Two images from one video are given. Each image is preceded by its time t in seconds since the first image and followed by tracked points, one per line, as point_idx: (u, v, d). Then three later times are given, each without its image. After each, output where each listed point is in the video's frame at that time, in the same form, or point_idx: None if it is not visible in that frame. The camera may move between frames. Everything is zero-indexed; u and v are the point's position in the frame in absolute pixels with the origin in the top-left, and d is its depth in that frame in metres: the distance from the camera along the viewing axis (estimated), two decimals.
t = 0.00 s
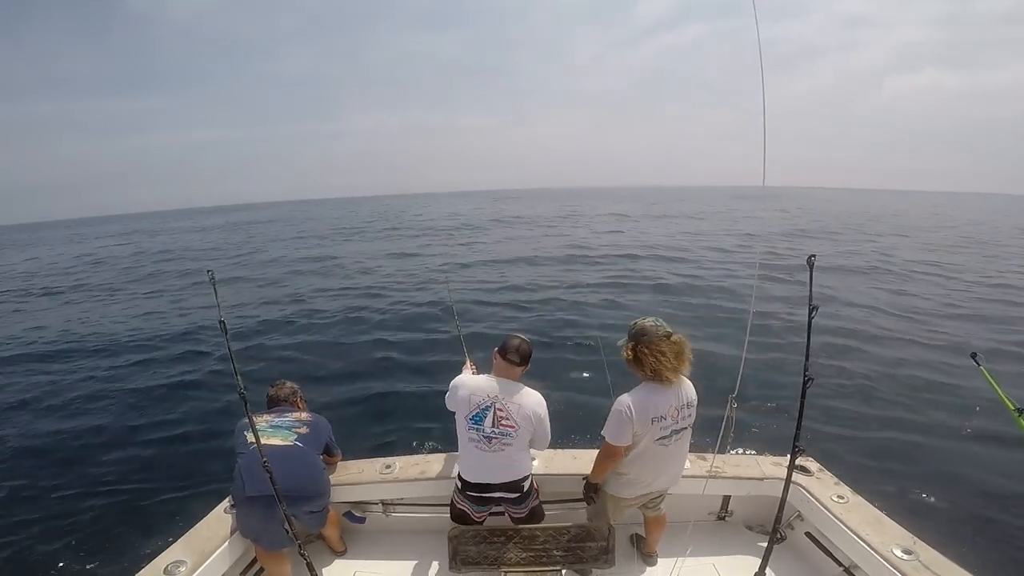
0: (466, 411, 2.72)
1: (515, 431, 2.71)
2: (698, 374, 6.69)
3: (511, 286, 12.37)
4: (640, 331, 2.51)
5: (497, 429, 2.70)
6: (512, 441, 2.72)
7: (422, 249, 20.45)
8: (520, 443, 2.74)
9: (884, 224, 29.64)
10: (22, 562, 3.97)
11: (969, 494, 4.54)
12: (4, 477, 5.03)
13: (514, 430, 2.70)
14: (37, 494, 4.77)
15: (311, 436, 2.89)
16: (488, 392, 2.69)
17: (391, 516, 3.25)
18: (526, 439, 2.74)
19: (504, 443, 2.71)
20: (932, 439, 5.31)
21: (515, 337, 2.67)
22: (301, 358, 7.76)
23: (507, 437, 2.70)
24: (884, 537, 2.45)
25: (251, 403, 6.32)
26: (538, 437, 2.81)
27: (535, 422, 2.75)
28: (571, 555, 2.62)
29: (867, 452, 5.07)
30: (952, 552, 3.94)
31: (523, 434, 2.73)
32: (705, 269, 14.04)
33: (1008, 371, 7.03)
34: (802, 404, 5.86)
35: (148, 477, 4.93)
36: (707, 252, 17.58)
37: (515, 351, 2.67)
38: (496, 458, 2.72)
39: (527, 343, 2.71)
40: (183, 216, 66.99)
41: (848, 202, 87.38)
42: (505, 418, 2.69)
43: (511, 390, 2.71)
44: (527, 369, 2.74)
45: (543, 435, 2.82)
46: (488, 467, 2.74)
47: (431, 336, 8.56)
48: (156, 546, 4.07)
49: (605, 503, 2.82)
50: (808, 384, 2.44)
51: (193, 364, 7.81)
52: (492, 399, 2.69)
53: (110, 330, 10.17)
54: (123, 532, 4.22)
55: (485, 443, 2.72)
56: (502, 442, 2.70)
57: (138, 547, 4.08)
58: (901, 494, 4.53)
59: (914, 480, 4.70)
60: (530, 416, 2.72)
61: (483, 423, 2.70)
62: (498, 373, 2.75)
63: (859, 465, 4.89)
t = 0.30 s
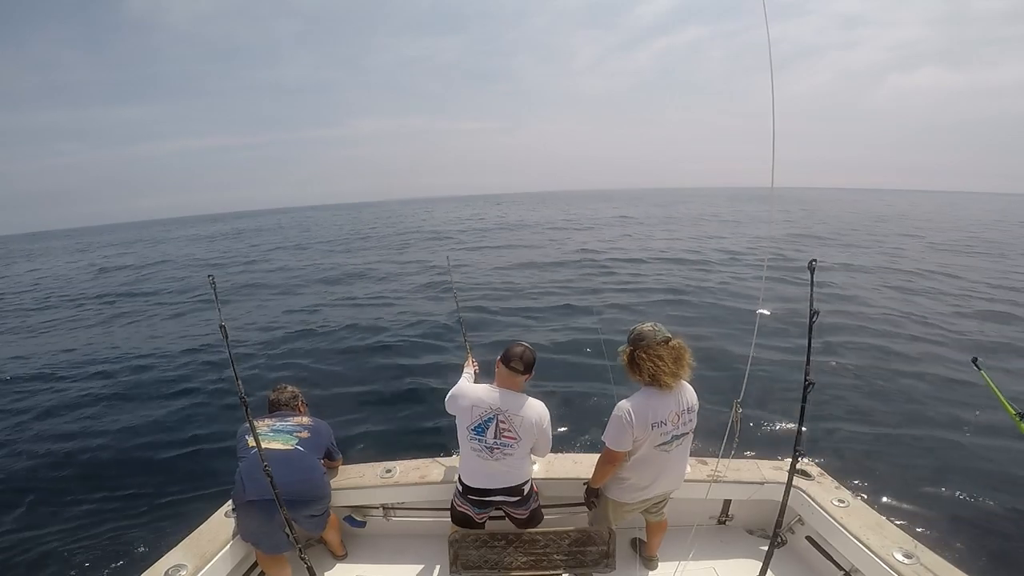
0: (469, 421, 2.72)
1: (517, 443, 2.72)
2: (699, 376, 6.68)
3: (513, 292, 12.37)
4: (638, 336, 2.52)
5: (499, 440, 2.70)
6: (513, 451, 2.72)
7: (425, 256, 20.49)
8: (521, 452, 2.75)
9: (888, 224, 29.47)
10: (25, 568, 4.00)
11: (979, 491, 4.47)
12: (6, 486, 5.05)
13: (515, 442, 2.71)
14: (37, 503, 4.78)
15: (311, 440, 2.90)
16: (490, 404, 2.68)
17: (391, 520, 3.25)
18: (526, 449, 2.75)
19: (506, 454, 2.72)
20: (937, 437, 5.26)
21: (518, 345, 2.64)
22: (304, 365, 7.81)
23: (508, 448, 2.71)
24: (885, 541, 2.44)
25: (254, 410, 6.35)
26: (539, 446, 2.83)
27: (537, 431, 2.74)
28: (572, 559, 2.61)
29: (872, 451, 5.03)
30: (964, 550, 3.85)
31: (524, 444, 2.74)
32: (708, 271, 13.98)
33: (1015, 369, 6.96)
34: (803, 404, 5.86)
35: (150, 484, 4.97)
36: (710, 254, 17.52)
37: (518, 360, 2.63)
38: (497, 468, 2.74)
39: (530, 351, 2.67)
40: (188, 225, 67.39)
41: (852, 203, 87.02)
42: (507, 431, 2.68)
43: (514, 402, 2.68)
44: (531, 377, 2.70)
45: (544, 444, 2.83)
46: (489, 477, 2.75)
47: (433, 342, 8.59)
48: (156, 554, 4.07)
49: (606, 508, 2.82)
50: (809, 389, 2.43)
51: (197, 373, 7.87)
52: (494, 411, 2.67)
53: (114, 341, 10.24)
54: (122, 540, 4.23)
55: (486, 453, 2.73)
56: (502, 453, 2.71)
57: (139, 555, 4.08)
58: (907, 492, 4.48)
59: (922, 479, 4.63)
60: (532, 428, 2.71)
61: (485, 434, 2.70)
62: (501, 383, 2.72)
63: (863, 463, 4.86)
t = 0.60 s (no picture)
0: (467, 428, 2.72)
1: (516, 449, 2.72)
2: (699, 379, 6.67)
3: (515, 294, 12.38)
4: (638, 342, 2.52)
5: (497, 447, 2.70)
6: (512, 456, 2.72)
7: (426, 259, 20.53)
8: (519, 458, 2.75)
9: (889, 224, 29.46)
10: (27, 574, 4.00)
11: (982, 496, 4.46)
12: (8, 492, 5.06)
13: (514, 448, 2.70)
14: (39, 507, 4.79)
15: (312, 446, 2.91)
16: (488, 411, 2.67)
17: (392, 525, 3.28)
18: (525, 455, 2.75)
19: (504, 460, 2.72)
20: (938, 441, 5.24)
21: (511, 351, 2.65)
22: (304, 370, 7.83)
23: (507, 454, 2.71)
24: (886, 546, 2.45)
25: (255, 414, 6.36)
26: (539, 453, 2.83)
27: (536, 437, 2.74)
28: (572, 564, 2.61)
29: (875, 456, 5.01)
30: (967, 556, 3.85)
31: (523, 449, 2.74)
32: (710, 273, 13.98)
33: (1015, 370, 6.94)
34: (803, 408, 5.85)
35: (151, 489, 4.98)
36: (712, 256, 17.52)
37: (514, 365, 2.63)
38: (497, 474, 2.74)
39: (523, 355, 2.68)
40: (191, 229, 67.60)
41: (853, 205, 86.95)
42: (506, 437, 2.69)
43: (512, 408, 2.68)
44: (526, 381, 2.70)
45: (544, 449, 2.83)
46: (489, 483, 2.75)
47: (433, 346, 8.60)
48: (157, 558, 4.07)
49: (606, 513, 2.82)
50: (810, 394, 2.44)
51: (197, 378, 7.87)
52: (493, 418, 2.67)
53: (118, 345, 10.27)
54: (124, 544, 4.23)
55: (485, 460, 2.73)
56: (501, 459, 2.71)
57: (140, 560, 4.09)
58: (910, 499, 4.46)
59: (925, 484, 4.62)
60: (531, 433, 2.71)
61: (484, 441, 2.70)
62: (497, 389, 2.73)
63: (863, 468, 4.85)
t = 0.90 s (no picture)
0: (463, 423, 2.75)
1: (512, 441, 2.72)
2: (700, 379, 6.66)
3: (518, 294, 12.36)
4: (640, 347, 2.52)
5: (494, 439, 2.71)
6: (509, 450, 2.72)
7: (426, 258, 20.50)
8: (516, 453, 2.75)
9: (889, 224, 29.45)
10: None
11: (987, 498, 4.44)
12: (10, 495, 5.07)
13: (510, 440, 2.71)
14: (41, 511, 4.80)
15: (313, 449, 2.91)
16: (481, 402, 2.74)
17: (394, 529, 3.26)
18: (523, 448, 2.74)
19: (501, 454, 2.72)
20: (940, 442, 5.23)
21: (496, 348, 2.83)
22: (304, 370, 7.82)
23: (504, 447, 2.71)
24: (888, 550, 2.44)
25: (255, 416, 6.36)
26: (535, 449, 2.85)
27: (530, 430, 2.77)
28: (574, 568, 2.60)
29: (877, 457, 4.99)
30: (972, 558, 3.83)
31: (520, 443, 2.75)
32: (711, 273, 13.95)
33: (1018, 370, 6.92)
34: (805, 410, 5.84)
35: (151, 493, 4.97)
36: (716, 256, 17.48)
37: (500, 360, 2.81)
38: (494, 469, 2.73)
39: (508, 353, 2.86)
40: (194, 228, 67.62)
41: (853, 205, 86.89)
42: (501, 428, 2.71)
43: (504, 399, 2.76)
44: (514, 377, 2.85)
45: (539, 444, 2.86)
46: (487, 478, 2.74)
47: (433, 346, 8.58)
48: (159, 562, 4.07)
49: (607, 517, 2.82)
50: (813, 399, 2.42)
51: (198, 379, 7.86)
52: (487, 409, 2.73)
53: (121, 345, 10.28)
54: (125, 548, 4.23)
55: (481, 455, 2.73)
56: (498, 453, 2.71)
57: (140, 564, 4.09)
58: (911, 500, 4.44)
59: (927, 485, 4.61)
60: (525, 425, 2.75)
61: (480, 435, 2.72)
62: (487, 386, 2.86)
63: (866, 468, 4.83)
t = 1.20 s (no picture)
0: (464, 421, 2.78)
1: (513, 439, 2.74)
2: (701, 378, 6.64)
3: (519, 292, 12.33)
4: (646, 350, 2.51)
5: (495, 436, 2.72)
6: (510, 447, 2.73)
7: (426, 255, 20.46)
8: (517, 451, 2.76)
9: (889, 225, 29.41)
10: None
11: (990, 499, 4.42)
12: (11, 493, 5.07)
13: (511, 437, 2.73)
14: (41, 510, 4.79)
15: (316, 451, 2.91)
16: (482, 401, 2.79)
17: (396, 530, 3.26)
18: (523, 446, 2.76)
19: (502, 451, 2.72)
20: (942, 442, 5.22)
21: (496, 350, 2.85)
22: (305, 368, 7.81)
23: (505, 444, 2.72)
24: (890, 551, 2.44)
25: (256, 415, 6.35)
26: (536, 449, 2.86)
27: (531, 429, 2.79)
28: (576, 569, 2.60)
29: (878, 457, 4.98)
30: (974, 559, 3.82)
31: (520, 442, 2.76)
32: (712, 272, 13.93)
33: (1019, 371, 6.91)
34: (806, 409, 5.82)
35: (152, 491, 4.97)
36: (719, 255, 17.44)
37: (500, 361, 2.84)
38: (494, 466, 2.73)
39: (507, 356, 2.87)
40: (197, 225, 67.63)
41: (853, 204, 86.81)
42: (501, 425, 2.73)
43: (505, 398, 2.81)
44: (513, 379, 2.88)
45: (540, 446, 2.87)
46: (488, 476, 2.73)
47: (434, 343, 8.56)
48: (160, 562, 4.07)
49: (609, 518, 2.82)
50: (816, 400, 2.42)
51: (198, 376, 7.85)
52: (488, 407, 2.77)
53: (123, 341, 10.29)
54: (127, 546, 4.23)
55: (482, 452, 2.74)
56: (499, 449, 2.72)
57: (141, 563, 4.09)
58: (914, 500, 4.43)
59: (929, 485, 4.61)
60: (526, 424, 2.77)
61: (481, 432, 2.74)
62: (488, 386, 2.89)
63: (867, 468, 4.82)
